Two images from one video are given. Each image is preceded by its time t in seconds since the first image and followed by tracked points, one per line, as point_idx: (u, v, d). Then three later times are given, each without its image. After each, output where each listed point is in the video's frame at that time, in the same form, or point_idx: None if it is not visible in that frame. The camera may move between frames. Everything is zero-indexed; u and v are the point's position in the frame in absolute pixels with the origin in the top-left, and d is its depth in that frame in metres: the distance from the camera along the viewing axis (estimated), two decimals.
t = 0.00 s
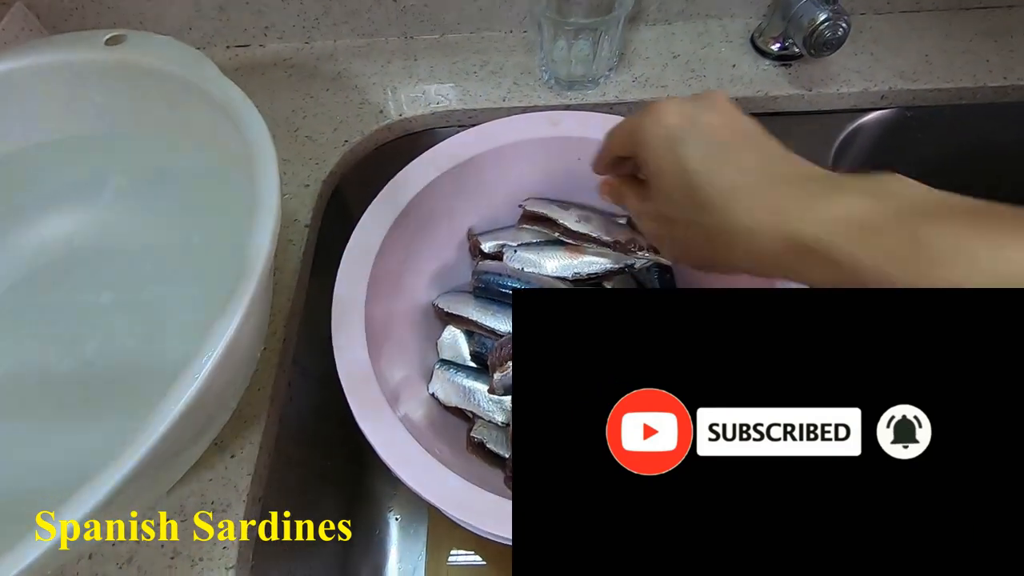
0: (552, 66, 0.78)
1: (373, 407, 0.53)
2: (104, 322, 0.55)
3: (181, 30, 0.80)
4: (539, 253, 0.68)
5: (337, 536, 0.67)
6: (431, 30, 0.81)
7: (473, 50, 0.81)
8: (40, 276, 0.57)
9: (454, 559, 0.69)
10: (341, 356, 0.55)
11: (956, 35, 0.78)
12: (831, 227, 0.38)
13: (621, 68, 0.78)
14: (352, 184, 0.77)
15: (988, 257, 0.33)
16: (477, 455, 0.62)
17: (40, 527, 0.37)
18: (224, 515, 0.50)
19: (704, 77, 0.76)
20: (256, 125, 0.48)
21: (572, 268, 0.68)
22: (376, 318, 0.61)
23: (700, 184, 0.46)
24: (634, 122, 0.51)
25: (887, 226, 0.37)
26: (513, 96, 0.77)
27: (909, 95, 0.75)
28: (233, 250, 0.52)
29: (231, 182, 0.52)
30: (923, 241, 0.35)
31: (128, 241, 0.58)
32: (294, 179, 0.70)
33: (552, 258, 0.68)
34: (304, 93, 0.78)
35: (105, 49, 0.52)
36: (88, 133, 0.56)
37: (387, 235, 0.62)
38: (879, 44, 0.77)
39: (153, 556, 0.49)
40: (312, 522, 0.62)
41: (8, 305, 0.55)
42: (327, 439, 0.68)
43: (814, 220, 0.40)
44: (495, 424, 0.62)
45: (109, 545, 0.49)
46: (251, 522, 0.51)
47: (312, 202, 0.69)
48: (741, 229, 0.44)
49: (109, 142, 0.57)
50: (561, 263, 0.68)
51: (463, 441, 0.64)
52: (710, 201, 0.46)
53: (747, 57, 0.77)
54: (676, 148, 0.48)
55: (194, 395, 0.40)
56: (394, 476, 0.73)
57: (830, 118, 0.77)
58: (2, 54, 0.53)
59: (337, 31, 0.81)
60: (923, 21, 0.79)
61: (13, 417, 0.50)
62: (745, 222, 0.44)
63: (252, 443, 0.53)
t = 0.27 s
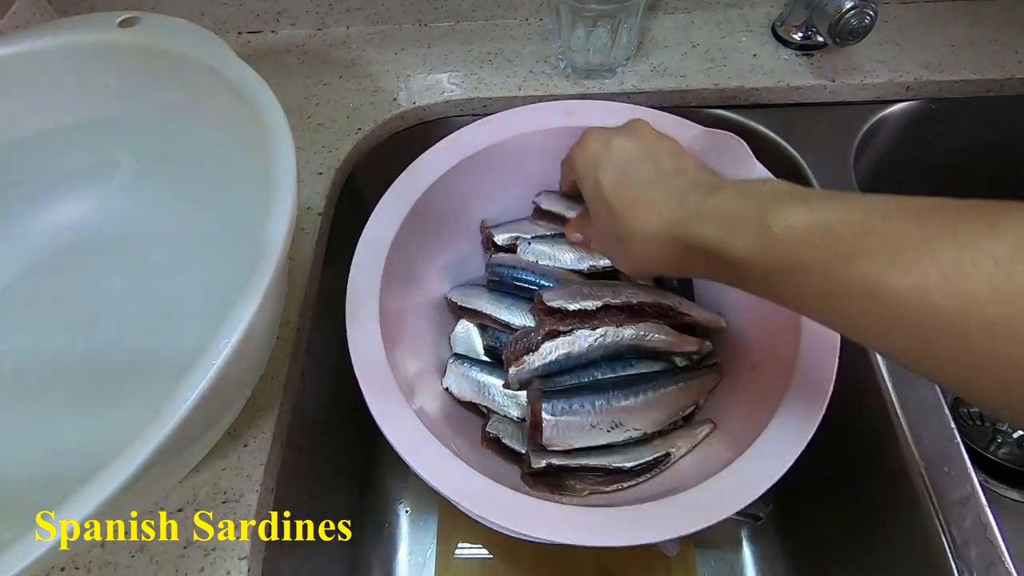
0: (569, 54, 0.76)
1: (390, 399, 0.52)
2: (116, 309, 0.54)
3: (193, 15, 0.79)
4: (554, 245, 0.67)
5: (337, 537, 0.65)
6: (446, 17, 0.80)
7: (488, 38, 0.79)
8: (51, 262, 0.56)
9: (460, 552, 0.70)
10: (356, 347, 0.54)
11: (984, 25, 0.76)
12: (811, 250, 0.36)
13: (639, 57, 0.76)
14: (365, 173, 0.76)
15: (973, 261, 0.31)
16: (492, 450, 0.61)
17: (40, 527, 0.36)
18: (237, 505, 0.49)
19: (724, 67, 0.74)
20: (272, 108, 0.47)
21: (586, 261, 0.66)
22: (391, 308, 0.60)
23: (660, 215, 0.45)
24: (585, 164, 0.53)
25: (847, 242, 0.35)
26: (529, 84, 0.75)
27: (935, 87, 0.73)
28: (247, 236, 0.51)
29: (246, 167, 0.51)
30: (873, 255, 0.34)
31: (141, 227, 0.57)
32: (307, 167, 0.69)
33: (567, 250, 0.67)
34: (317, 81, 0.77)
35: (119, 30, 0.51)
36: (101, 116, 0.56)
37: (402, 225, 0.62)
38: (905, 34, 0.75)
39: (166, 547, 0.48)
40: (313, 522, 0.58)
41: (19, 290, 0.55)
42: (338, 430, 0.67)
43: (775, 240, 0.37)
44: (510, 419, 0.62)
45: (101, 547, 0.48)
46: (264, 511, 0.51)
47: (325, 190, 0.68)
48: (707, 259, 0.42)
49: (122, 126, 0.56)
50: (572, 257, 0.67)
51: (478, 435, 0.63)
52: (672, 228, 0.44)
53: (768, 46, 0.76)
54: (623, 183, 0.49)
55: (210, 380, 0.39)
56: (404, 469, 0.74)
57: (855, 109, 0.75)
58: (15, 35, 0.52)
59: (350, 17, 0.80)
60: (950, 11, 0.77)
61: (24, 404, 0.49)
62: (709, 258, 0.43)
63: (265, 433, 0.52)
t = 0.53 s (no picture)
0: (574, 54, 0.76)
1: (390, 398, 0.52)
2: (118, 307, 0.54)
3: (198, 12, 0.79)
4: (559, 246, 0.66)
5: (337, 537, 0.64)
6: (451, 16, 0.79)
7: (493, 37, 0.79)
8: (54, 260, 0.56)
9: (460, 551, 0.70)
10: (358, 346, 0.54)
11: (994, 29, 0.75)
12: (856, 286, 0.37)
13: (645, 57, 0.76)
14: (368, 172, 0.76)
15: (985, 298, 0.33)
16: (495, 451, 0.60)
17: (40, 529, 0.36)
18: (236, 505, 0.49)
19: (730, 68, 0.74)
20: (275, 106, 0.47)
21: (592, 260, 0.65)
22: (394, 308, 0.60)
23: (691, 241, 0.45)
24: (610, 190, 0.53)
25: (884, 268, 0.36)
26: (533, 84, 0.75)
27: (944, 90, 0.72)
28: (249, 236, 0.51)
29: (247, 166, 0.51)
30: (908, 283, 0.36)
31: (143, 225, 0.57)
32: (310, 165, 0.69)
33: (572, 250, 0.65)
34: (321, 79, 0.77)
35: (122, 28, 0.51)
36: (104, 113, 0.55)
37: (406, 223, 0.61)
38: (913, 36, 0.75)
39: (163, 546, 0.48)
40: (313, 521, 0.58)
41: (21, 287, 0.55)
42: (339, 429, 0.67)
43: (823, 271, 0.38)
44: (512, 419, 0.62)
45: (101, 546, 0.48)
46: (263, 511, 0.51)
47: (328, 189, 0.67)
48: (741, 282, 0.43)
49: (125, 123, 0.56)
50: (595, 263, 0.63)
51: (480, 435, 0.63)
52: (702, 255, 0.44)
53: (775, 48, 0.75)
54: (649, 208, 0.49)
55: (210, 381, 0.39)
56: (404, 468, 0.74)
57: (861, 112, 0.75)
58: (19, 31, 0.52)
59: (355, 15, 0.79)
60: (959, 14, 0.76)
61: (26, 401, 0.49)
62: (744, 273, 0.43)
63: (265, 432, 0.52)
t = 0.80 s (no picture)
0: (556, 61, 0.76)
1: (368, 409, 0.53)
2: (96, 318, 0.54)
3: (181, 19, 0.79)
4: (540, 253, 0.66)
5: (337, 536, 0.68)
6: (434, 22, 0.79)
7: (476, 43, 0.79)
8: (34, 270, 0.56)
9: (454, 552, 0.70)
10: (335, 357, 0.54)
11: (973, 35, 0.76)
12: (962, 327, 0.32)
13: (627, 64, 0.76)
14: (351, 179, 0.76)
15: None
16: (475, 458, 0.61)
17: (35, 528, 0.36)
18: (213, 515, 0.49)
19: (711, 74, 0.74)
20: (249, 118, 0.47)
21: (574, 268, 0.65)
22: (373, 317, 0.60)
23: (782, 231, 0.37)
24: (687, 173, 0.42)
25: (943, 291, 0.33)
26: (516, 91, 0.75)
27: (923, 96, 0.73)
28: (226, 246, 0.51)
29: (224, 176, 0.51)
30: (971, 317, 0.32)
31: (122, 234, 0.57)
32: (292, 173, 0.69)
33: (552, 258, 0.65)
34: (304, 86, 0.77)
35: (98, 38, 0.51)
36: (84, 124, 0.56)
37: (386, 232, 0.62)
38: (893, 42, 0.75)
39: (140, 554, 0.48)
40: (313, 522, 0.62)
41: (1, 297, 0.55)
42: (321, 437, 0.67)
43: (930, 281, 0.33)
44: (493, 427, 0.62)
45: (99, 545, 0.48)
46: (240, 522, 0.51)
47: (310, 197, 0.68)
48: (803, 273, 0.36)
49: (103, 133, 0.56)
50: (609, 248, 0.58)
51: (461, 443, 0.63)
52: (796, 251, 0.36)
53: (756, 54, 0.76)
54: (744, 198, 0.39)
55: (180, 393, 0.39)
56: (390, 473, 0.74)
57: (842, 118, 0.75)
58: None
59: (338, 22, 0.79)
60: (938, 20, 0.77)
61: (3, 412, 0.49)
62: (772, 262, 0.37)
63: (243, 442, 0.52)
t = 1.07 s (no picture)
0: (538, 69, 0.76)
1: (346, 424, 0.53)
2: (72, 332, 0.54)
3: (162, 29, 0.78)
4: (522, 260, 0.67)
5: (337, 536, 0.70)
6: (416, 31, 0.80)
7: (458, 51, 0.79)
8: (8, 284, 0.56)
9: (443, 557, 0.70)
10: (314, 370, 0.55)
11: (950, 40, 0.76)
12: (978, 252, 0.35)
13: (608, 71, 0.76)
14: (334, 188, 0.76)
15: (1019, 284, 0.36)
16: (456, 467, 0.62)
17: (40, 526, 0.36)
18: (191, 530, 0.49)
19: (692, 81, 0.75)
20: (223, 132, 0.47)
21: (556, 277, 0.66)
22: (354, 328, 0.60)
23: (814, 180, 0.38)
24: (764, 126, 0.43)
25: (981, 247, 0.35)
26: (498, 99, 0.75)
27: (901, 102, 0.74)
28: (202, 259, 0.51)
29: (199, 189, 0.51)
30: (977, 278, 0.35)
31: (99, 247, 0.57)
32: (274, 183, 0.69)
33: (535, 266, 0.66)
34: (286, 95, 0.77)
35: (73, 52, 0.51)
36: (62, 138, 0.56)
37: (366, 242, 0.62)
38: (871, 48, 0.76)
39: (117, 569, 0.48)
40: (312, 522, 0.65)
41: None
42: (305, 447, 0.67)
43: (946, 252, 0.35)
44: (476, 436, 0.62)
45: (88, 553, 0.48)
46: (219, 538, 0.50)
47: (291, 207, 0.67)
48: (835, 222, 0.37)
49: (82, 146, 0.56)
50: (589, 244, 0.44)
51: (444, 453, 0.63)
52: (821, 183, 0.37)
53: (736, 60, 0.76)
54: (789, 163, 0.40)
55: (149, 410, 0.39)
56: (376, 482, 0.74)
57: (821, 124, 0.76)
58: None
59: (320, 31, 0.79)
60: (915, 25, 0.78)
61: None
62: (791, 200, 0.38)
63: (222, 456, 0.52)
